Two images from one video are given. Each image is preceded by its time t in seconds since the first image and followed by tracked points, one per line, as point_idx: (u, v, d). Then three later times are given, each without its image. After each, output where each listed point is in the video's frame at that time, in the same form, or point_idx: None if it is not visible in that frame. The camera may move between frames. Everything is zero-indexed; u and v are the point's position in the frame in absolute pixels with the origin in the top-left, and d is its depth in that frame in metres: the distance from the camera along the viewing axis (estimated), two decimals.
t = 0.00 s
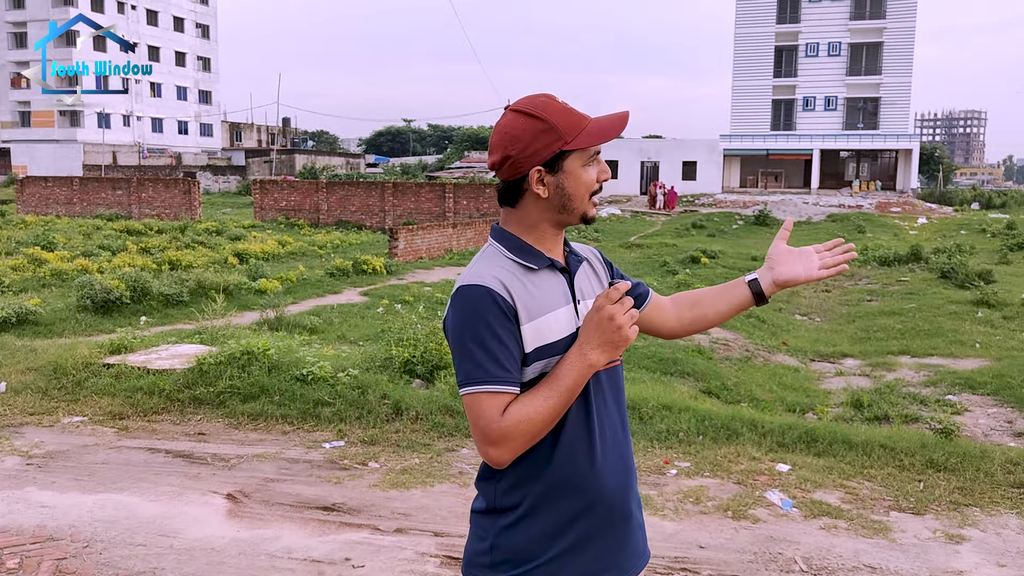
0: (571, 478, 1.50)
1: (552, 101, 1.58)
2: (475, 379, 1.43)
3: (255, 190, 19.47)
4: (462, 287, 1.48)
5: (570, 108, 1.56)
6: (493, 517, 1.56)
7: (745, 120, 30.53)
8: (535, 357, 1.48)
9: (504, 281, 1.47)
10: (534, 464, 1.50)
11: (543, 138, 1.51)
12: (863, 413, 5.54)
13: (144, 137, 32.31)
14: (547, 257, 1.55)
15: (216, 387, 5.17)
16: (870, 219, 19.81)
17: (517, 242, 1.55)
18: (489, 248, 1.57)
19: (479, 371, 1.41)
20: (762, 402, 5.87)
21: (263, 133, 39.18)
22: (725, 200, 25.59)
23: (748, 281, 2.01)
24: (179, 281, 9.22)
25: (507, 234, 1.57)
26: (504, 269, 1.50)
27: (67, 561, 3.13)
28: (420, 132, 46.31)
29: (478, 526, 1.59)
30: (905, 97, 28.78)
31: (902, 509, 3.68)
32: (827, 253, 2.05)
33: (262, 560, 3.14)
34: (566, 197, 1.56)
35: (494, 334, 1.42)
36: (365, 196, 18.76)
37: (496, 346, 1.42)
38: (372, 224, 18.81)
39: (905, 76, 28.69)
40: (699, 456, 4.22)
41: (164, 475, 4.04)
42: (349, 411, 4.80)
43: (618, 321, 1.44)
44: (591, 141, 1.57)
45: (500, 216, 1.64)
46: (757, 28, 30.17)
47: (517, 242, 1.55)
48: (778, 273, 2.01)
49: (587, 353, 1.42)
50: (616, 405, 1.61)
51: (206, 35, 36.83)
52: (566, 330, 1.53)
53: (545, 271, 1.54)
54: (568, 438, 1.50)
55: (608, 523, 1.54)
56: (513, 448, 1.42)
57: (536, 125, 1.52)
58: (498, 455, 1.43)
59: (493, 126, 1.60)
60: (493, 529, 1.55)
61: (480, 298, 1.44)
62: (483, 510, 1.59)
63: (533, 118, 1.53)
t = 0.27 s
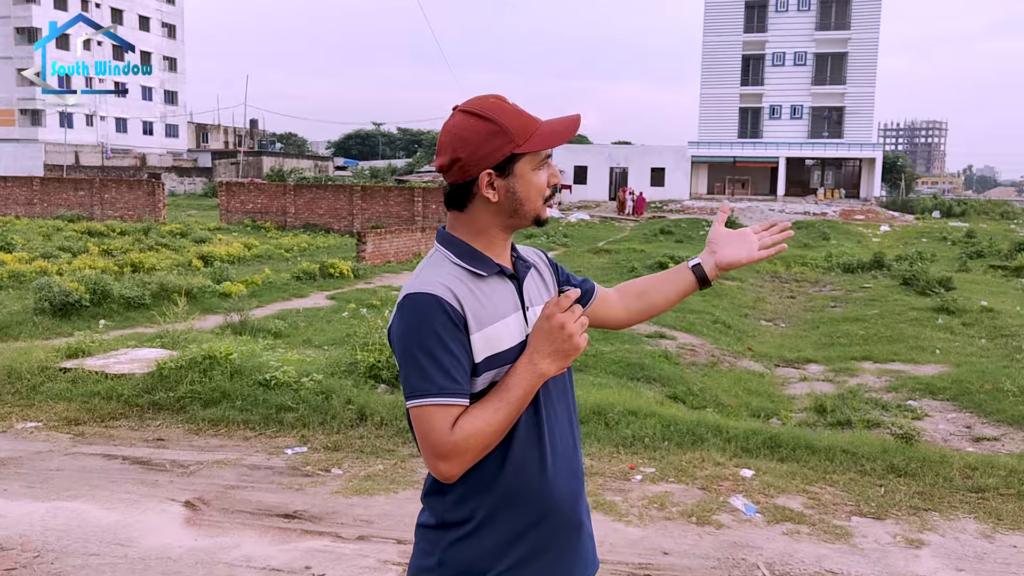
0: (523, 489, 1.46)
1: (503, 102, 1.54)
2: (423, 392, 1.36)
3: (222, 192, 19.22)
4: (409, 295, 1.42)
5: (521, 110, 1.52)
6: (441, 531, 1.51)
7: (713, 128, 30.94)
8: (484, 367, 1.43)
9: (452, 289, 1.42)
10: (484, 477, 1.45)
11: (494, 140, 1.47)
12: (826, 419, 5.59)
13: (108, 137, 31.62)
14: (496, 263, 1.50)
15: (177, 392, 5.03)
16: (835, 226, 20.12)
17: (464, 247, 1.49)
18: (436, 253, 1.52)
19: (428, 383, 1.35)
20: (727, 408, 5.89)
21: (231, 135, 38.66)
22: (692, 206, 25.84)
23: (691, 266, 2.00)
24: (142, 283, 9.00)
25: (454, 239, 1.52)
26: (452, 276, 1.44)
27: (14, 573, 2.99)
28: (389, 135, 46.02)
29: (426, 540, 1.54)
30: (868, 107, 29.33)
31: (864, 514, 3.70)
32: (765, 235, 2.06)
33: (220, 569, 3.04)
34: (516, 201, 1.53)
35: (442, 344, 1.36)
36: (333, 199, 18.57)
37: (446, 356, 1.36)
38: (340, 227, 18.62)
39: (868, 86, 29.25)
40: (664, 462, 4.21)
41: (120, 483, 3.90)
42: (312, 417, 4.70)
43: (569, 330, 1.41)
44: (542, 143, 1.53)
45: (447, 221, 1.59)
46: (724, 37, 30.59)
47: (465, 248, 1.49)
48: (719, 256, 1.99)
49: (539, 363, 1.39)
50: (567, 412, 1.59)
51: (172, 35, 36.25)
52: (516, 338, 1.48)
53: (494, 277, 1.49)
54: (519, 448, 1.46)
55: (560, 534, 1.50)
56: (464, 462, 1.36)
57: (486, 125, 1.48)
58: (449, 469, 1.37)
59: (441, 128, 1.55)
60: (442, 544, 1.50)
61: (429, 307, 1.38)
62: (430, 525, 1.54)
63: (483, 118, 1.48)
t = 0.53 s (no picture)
0: (471, 494, 1.43)
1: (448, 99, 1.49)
2: (368, 397, 1.31)
3: (149, 191, 18.57)
4: (351, 298, 1.36)
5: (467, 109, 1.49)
6: (387, 540, 1.46)
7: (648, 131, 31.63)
8: (432, 368, 1.39)
9: (396, 290, 1.37)
10: (432, 482, 1.41)
11: (440, 138, 1.43)
12: (760, 417, 5.74)
13: (26, 133, 30.12)
14: (440, 263, 1.46)
15: (103, 398, 4.79)
16: (765, 228, 20.74)
17: (408, 248, 1.45)
18: (379, 253, 1.47)
19: (376, 386, 1.29)
20: (664, 407, 5.98)
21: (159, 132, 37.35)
22: (627, 208, 26.28)
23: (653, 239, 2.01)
24: (64, 285, 8.58)
25: (397, 238, 1.47)
26: (395, 277, 1.40)
27: None
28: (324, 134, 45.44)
29: (370, 549, 1.49)
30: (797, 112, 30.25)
31: (798, 509, 3.80)
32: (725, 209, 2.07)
33: None
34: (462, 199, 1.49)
35: (389, 345, 1.31)
36: (266, 199, 18.12)
37: (393, 357, 1.31)
38: (274, 227, 18.19)
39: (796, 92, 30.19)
40: (604, 461, 4.24)
41: (42, 494, 3.69)
42: (246, 422, 4.54)
43: (517, 326, 1.38)
44: (488, 142, 1.50)
45: (391, 220, 1.55)
46: (660, 41, 31.36)
47: (409, 248, 1.45)
48: (681, 231, 2.00)
49: (488, 362, 1.36)
50: (515, 414, 1.56)
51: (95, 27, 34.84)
52: (463, 340, 1.45)
53: (439, 278, 1.45)
54: (468, 451, 1.43)
55: (507, 538, 1.48)
56: (414, 467, 1.32)
57: (430, 123, 1.44)
58: (398, 475, 1.32)
59: (384, 125, 1.49)
60: (387, 552, 1.45)
61: (373, 309, 1.33)
62: (375, 533, 1.49)
63: (429, 115, 1.44)
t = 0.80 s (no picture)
0: (438, 493, 1.40)
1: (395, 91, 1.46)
2: (331, 398, 1.27)
3: (44, 187, 17.52)
4: (312, 297, 1.33)
5: (411, 99, 1.44)
6: (353, 541, 1.43)
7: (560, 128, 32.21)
8: (398, 366, 1.34)
9: (357, 289, 1.33)
10: (399, 483, 1.37)
11: (377, 127, 1.39)
12: (681, 410, 5.88)
13: None
14: (404, 262, 1.42)
15: (5, 406, 4.46)
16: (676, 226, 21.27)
17: (372, 247, 1.42)
18: (343, 254, 1.44)
19: (337, 386, 1.26)
20: (588, 402, 6.06)
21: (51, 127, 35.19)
22: (542, 205, 26.55)
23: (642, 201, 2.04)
24: None
25: (359, 237, 1.44)
26: (356, 276, 1.36)
27: None
28: (231, 129, 44.20)
29: (336, 548, 1.46)
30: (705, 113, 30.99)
31: (725, 499, 3.91)
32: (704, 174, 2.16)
33: None
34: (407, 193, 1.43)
35: (348, 344, 1.28)
36: (172, 196, 17.34)
37: (354, 355, 1.28)
38: (181, 225, 17.43)
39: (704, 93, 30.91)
40: (534, 459, 4.24)
41: None
42: (164, 428, 4.31)
43: (483, 317, 1.32)
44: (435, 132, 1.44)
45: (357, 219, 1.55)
46: (573, 41, 31.83)
47: (369, 246, 1.41)
48: (670, 191, 2.05)
49: (452, 355, 1.30)
50: (484, 408, 1.52)
51: None
52: (429, 338, 1.40)
53: (403, 276, 1.42)
54: (435, 450, 1.39)
55: (474, 537, 1.46)
56: (379, 466, 1.27)
57: (368, 114, 1.41)
58: (363, 475, 1.27)
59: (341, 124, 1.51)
60: (354, 553, 1.42)
61: (331, 308, 1.29)
62: (340, 532, 1.46)
63: (367, 107, 1.41)
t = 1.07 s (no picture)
0: (430, 506, 1.41)
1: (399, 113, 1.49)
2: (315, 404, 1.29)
3: None
4: (309, 307, 1.36)
5: (403, 118, 1.44)
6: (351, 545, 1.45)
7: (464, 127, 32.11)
8: (387, 379, 1.33)
9: (351, 301, 1.35)
10: (391, 493, 1.38)
11: (365, 145, 1.44)
12: (600, 408, 5.98)
13: None
14: (405, 276, 1.42)
15: None
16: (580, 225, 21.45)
17: (370, 258, 1.44)
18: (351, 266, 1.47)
19: (315, 392, 1.27)
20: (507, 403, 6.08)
21: None
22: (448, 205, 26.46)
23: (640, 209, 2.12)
24: None
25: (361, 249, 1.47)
26: (351, 289, 1.37)
27: None
28: (118, 123, 41.95)
29: (339, 549, 1.50)
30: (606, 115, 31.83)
31: (652, 495, 3.99)
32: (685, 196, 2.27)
33: None
34: (387, 211, 1.43)
35: (332, 355, 1.29)
36: (57, 193, 16.47)
37: (336, 366, 1.29)
38: (67, 223, 16.57)
39: (605, 95, 31.74)
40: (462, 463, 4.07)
41: None
42: (74, 440, 4.02)
43: (469, 338, 1.28)
44: (417, 152, 1.43)
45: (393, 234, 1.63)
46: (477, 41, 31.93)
47: (368, 256, 1.43)
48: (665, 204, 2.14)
49: (433, 372, 1.28)
50: (484, 420, 1.50)
51: None
52: (424, 352, 1.38)
53: (403, 290, 1.42)
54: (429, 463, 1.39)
55: (468, 546, 1.47)
56: (354, 474, 1.28)
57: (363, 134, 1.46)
58: (335, 481, 1.29)
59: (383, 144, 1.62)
60: (352, 556, 1.45)
61: (321, 317, 1.31)
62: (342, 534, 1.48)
63: (369, 129, 1.49)
